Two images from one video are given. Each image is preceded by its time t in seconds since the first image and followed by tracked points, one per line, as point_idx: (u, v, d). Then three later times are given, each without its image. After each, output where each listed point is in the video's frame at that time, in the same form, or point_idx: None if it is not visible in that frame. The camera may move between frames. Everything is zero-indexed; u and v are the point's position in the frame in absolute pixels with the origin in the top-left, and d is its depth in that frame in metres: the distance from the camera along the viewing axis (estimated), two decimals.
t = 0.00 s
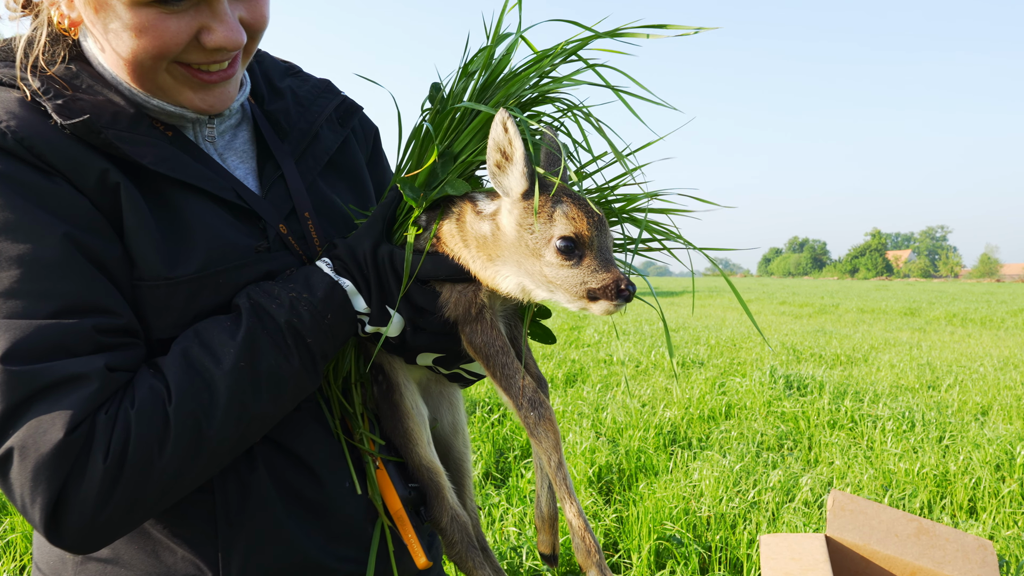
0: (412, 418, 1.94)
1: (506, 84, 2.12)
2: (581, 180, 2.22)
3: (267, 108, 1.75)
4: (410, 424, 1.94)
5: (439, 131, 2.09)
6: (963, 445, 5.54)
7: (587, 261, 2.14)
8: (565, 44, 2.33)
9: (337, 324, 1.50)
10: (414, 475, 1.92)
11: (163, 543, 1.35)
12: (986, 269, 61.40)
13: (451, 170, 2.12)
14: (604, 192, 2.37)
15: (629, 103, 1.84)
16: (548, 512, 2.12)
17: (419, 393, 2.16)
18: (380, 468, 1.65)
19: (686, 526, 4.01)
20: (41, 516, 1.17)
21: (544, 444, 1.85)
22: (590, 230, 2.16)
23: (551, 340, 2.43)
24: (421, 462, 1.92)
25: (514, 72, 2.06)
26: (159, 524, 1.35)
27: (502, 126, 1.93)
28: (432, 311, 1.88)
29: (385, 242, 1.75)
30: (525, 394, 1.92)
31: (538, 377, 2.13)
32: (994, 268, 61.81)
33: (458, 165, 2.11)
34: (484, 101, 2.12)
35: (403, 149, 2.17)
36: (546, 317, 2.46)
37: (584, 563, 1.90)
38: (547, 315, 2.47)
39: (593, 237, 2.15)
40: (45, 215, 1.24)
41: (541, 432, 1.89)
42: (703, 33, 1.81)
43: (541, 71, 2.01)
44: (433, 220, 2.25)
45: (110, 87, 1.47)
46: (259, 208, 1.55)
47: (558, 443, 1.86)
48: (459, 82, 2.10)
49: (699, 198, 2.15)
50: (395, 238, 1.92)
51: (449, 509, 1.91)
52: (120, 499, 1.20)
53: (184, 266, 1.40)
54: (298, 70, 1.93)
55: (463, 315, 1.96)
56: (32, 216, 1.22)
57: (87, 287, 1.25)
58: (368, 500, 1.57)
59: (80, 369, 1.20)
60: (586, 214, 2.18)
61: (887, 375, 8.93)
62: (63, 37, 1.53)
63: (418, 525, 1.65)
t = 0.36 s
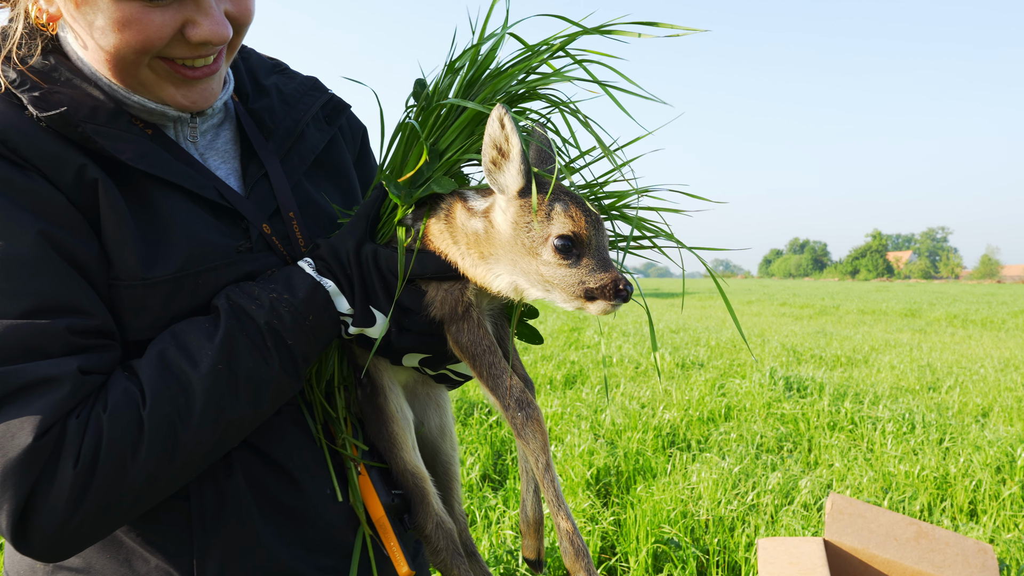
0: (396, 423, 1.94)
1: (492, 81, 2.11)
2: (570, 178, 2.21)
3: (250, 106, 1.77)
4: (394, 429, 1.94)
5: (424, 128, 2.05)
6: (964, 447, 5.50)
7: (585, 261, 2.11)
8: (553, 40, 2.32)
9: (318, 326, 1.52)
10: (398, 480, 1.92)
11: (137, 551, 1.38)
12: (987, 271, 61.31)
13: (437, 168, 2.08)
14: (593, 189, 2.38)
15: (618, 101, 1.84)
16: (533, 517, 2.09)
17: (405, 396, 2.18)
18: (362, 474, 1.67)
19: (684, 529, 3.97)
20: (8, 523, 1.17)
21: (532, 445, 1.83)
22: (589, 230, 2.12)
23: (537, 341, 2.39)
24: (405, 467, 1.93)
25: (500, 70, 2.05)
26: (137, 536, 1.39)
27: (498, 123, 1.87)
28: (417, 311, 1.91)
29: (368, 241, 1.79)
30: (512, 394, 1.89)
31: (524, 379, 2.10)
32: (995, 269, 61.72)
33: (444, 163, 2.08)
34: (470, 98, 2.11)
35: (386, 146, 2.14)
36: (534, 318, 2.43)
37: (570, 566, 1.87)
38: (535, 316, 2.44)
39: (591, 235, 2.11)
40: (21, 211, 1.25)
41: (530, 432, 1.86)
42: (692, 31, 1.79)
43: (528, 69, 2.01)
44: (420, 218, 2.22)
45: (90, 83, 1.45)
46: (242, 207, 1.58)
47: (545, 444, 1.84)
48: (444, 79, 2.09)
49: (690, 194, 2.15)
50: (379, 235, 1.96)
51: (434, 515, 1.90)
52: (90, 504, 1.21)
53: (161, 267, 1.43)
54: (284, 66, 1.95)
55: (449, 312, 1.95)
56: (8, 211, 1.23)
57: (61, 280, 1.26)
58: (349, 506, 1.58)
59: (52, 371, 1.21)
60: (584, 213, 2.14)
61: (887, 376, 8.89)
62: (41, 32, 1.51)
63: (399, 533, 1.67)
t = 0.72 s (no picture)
0: (383, 432, 1.94)
1: (478, 80, 2.13)
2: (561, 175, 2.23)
3: (237, 109, 1.80)
4: (381, 438, 1.94)
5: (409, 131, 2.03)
6: (965, 452, 5.46)
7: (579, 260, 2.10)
8: (537, 39, 2.34)
9: (299, 332, 1.55)
10: (384, 490, 1.92)
11: (116, 562, 1.44)
12: (990, 274, 61.18)
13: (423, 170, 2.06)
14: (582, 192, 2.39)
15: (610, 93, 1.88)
16: (521, 527, 2.05)
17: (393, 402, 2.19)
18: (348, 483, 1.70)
19: (683, 535, 3.94)
20: None
21: (521, 449, 1.81)
22: (583, 228, 2.12)
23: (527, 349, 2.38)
24: (391, 476, 1.92)
25: (486, 69, 2.07)
26: (119, 549, 1.44)
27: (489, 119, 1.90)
28: (404, 315, 1.90)
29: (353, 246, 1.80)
30: (500, 398, 1.89)
31: (513, 386, 2.08)
32: (997, 273, 61.62)
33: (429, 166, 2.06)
34: (456, 98, 2.12)
35: (372, 148, 2.13)
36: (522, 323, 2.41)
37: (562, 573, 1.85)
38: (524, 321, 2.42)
39: (585, 233, 2.12)
40: None
41: (519, 437, 1.85)
42: (681, 23, 1.87)
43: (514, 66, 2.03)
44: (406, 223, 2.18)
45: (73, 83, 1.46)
46: (228, 212, 1.61)
47: (533, 448, 1.83)
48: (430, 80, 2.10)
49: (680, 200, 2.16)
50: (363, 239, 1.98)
51: (421, 525, 1.89)
52: (61, 512, 1.25)
53: (139, 272, 1.45)
54: (271, 69, 1.98)
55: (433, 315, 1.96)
56: None
57: (39, 279, 1.29)
58: (335, 515, 1.63)
59: (24, 377, 1.24)
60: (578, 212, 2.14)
61: (888, 380, 8.85)
62: (24, 29, 1.51)
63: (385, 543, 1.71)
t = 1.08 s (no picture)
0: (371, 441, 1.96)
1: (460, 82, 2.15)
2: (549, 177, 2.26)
3: (222, 113, 1.86)
4: (368, 447, 1.95)
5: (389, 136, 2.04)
6: (967, 458, 5.42)
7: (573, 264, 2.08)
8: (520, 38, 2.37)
9: (279, 339, 1.62)
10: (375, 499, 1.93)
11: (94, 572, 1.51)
12: (992, 278, 61.07)
13: (406, 176, 2.07)
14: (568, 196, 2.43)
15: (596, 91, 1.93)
16: (507, 540, 2.03)
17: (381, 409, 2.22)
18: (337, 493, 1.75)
19: (683, 541, 3.91)
20: None
21: (500, 467, 1.80)
22: (575, 232, 2.11)
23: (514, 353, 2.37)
24: (381, 485, 1.94)
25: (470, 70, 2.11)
26: (101, 562, 1.51)
27: (479, 121, 1.92)
28: (388, 323, 1.92)
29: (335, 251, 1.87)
30: (482, 411, 1.88)
31: (497, 397, 2.10)
32: (999, 276, 61.51)
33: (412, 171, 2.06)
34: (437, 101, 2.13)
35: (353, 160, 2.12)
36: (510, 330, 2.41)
37: None
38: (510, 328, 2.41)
39: (577, 237, 2.11)
40: None
41: (499, 453, 1.85)
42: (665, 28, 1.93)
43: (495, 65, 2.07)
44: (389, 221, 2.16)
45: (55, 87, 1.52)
46: (210, 217, 1.69)
47: (513, 465, 1.82)
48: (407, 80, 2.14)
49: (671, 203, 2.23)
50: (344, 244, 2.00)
51: (411, 535, 1.90)
52: (29, 524, 1.31)
53: (114, 281, 1.50)
54: (258, 72, 2.07)
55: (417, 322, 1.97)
56: None
57: (12, 287, 1.35)
58: (324, 526, 1.68)
59: None
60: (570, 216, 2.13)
61: (890, 385, 8.80)
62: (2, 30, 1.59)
63: (377, 552, 1.76)
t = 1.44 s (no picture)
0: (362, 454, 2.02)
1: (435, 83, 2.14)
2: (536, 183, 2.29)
3: (211, 122, 1.96)
4: (360, 460, 2.02)
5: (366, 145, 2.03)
6: (970, 464, 5.39)
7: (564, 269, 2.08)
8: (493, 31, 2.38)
9: (256, 362, 1.65)
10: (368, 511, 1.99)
11: None
12: (995, 281, 60.92)
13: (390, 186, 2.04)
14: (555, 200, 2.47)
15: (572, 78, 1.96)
16: (504, 551, 2.02)
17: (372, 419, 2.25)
18: (328, 504, 1.83)
19: (684, 549, 3.88)
20: None
21: (499, 476, 1.84)
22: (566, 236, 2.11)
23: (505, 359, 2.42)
24: (372, 496, 2.00)
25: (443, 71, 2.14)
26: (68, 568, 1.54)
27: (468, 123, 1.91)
28: (379, 335, 1.98)
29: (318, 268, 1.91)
30: (479, 421, 1.91)
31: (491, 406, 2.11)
32: (1002, 280, 61.39)
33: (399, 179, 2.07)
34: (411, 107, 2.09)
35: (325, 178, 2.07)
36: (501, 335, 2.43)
37: None
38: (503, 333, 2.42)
39: (568, 241, 2.12)
40: None
41: (497, 462, 1.89)
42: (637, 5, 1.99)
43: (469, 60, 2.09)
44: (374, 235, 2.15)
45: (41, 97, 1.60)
46: (199, 227, 1.76)
47: (512, 474, 1.86)
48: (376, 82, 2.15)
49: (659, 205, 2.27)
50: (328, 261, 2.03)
51: (404, 546, 1.94)
52: None
53: (100, 293, 1.56)
54: (250, 78, 2.19)
55: (407, 332, 1.98)
56: None
57: None
58: (314, 539, 1.75)
59: None
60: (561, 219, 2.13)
61: (893, 390, 8.76)
62: None
63: (369, 565, 1.83)
